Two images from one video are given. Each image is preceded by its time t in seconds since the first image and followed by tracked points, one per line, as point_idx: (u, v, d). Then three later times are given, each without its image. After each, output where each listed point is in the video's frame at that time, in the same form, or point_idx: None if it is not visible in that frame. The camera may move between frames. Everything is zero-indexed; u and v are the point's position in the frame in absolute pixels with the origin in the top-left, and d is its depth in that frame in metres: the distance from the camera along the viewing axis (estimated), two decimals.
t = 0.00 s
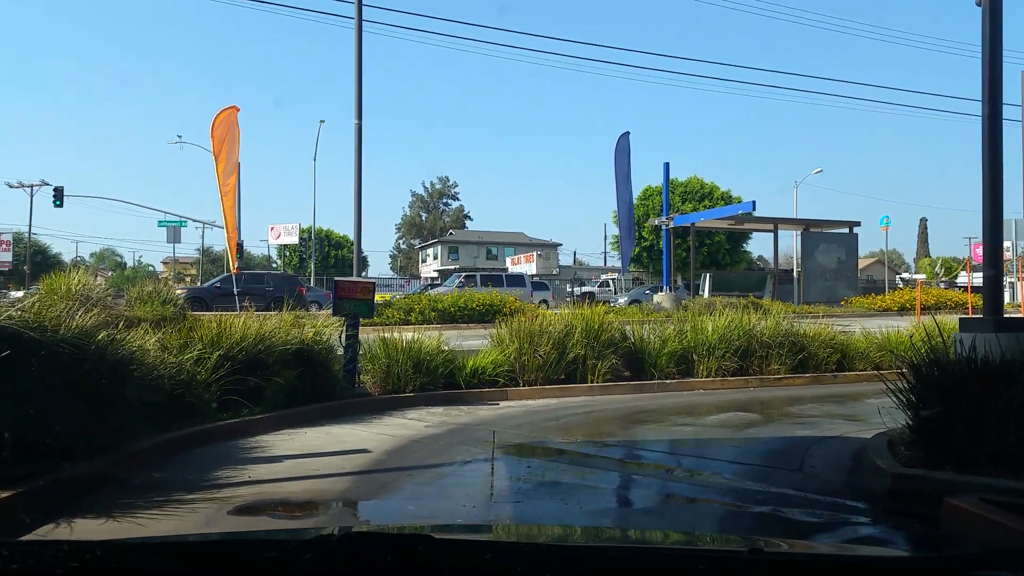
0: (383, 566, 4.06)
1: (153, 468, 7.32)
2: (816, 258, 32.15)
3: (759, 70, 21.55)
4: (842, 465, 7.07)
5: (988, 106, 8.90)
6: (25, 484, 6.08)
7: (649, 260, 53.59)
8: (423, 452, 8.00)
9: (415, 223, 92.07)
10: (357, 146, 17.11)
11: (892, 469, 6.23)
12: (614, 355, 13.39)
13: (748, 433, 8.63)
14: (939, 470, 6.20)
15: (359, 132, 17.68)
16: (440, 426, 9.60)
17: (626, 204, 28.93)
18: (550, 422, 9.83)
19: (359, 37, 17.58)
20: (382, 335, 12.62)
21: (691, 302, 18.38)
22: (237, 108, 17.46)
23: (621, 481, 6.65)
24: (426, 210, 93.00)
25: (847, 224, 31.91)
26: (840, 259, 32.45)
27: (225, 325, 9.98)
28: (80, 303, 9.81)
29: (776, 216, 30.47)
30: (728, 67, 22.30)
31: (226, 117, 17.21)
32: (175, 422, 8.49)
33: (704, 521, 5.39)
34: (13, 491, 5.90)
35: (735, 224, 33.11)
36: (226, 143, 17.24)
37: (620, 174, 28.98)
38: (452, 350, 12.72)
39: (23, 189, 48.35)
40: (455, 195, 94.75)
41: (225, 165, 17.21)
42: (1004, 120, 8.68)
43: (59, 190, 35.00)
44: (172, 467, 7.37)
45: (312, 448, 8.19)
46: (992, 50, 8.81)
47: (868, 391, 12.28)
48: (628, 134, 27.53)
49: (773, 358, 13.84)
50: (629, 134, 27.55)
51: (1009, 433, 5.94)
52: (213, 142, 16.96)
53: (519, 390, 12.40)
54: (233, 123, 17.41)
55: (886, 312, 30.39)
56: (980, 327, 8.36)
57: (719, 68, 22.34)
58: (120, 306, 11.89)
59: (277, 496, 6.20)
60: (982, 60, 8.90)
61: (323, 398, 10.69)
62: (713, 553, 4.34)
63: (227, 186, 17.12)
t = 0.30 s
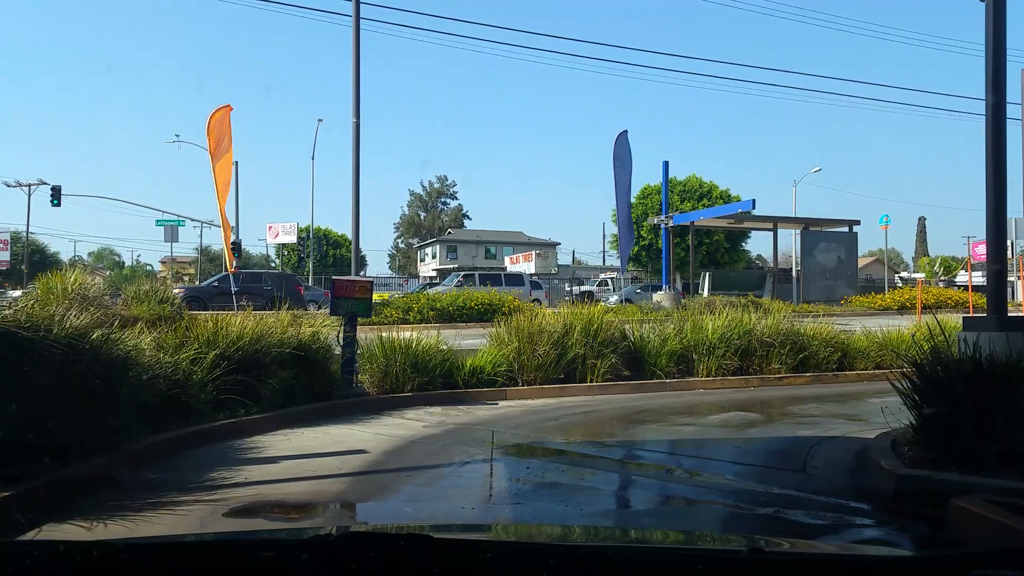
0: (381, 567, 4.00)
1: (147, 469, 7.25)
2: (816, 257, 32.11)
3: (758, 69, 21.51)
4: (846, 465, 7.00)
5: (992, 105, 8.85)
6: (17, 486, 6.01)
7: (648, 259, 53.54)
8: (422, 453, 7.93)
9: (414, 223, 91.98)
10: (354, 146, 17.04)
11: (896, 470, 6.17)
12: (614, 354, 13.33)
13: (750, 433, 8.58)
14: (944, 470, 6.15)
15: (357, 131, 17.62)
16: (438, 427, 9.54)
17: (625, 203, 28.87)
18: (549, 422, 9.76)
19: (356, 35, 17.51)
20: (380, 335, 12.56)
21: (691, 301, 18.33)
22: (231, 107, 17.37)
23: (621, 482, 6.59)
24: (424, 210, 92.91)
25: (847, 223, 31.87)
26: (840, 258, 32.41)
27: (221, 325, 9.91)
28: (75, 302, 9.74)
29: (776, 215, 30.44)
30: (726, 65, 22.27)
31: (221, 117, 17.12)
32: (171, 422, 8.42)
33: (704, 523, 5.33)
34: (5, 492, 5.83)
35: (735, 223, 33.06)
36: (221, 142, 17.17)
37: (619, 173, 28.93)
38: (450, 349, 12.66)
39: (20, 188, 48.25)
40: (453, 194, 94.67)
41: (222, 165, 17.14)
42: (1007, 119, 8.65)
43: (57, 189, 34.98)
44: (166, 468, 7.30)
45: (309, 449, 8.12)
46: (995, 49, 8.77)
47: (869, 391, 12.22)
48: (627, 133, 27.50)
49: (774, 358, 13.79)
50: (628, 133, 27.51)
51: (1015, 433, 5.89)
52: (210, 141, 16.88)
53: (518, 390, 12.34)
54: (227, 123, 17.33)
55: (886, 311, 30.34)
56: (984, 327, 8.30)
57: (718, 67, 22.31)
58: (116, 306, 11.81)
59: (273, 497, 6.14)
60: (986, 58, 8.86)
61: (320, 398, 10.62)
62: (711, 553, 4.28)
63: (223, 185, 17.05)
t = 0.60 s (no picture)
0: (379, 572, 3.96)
1: (143, 472, 7.20)
2: (818, 259, 32.05)
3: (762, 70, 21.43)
4: (850, 471, 6.93)
5: (999, 107, 8.81)
6: (13, 488, 5.97)
7: (650, 261, 53.49)
8: (421, 456, 7.88)
9: (416, 224, 91.96)
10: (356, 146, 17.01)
11: (902, 477, 6.12)
12: (616, 356, 13.27)
13: (753, 437, 8.51)
14: (950, 476, 6.10)
15: (358, 132, 17.58)
16: (438, 429, 9.47)
17: (628, 205, 28.82)
18: (550, 425, 9.70)
19: (359, 36, 17.47)
20: (381, 336, 12.51)
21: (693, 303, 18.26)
22: (236, 107, 17.35)
23: (622, 487, 6.53)
24: (426, 211, 92.92)
25: (850, 225, 31.81)
26: (842, 261, 32.34)
27: (220, 326, 9.86)
28: (74, 302, 9.71)
29: (778, 218, 30.38)
30: (730, 66, 22.20)
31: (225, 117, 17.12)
32: (168, 425, 8.37)
33: (706, 529, 5.27)
34: None
35: (737, 225, 33.02)
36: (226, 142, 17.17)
37: (622, 174, 28.88)
38: (451, 351, 12.60)
39: (22, 187, 48.29)
40: (455, 195, 94.66)
41: (226, 165, 17.12)
42: (1014, 120, 8.59)
43: (58, 188, 35.01)
44: (163, 471, 7.25)
45: (308, 452, 8.07)
46: (1002, 50, 8.72)
47: (873, 395, 12.15)
48: (629, 134, 27.45)
49: (776, 361, 13.73)
50: (630, 134, 27.46)
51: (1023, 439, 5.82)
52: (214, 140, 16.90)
53: (519, 392, 12.28)
54: (232, 123, 17.31)
55: (889, 314, 30.27)
56: (991, 330, 8.24)
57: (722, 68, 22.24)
58: (116, 306, 11.77)
59: (270, 501, 6.08)
60: (993, 60, 8.81)
61: (319, 400, 10.56)
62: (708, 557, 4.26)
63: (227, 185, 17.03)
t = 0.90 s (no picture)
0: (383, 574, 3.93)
1: (141, 476, 7.15)
2: (820, 261, 32.01)
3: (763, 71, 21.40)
4: (855, 474, 6.88)
5: (1004, 108, 8.77)
6: (10, 493, 5.93)
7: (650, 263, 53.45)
8: (422, 459, 7.83)
9: (416, 226, 91.96)
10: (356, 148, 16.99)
11: (908, 480, 6.08)
12: (618, 359, 13.22)
13: (756, 440, 8.46)
14: (956, 480, 6.06)
15: (359, 134, 17.56)
16: (439, 433, 9.43)
17: (629, 206, 28.79)
18: (552, 428, 9.66)
19: (359, 37, 17.45)
20: (381, 339, 12.47)
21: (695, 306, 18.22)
22: (237, 107, 17.32)
23: (625, 491, 6.49)
24: (426, 213, 92.93)
25: (851, 227, 31.77)
26: (844, 263, 32.30)
27: (220, 329, 9.82)
28: (73, 306, 9.67)
29: (780, 220, 30.35)
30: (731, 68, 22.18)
31: (227, 118, 17.09)
32: (167, 429, 8.33)
33: (710, 533, 5.23)
34: None
35: (738, 227, 32.98)
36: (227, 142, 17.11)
37: (623, 176, 28.85)
38: (452, 354, 12.55)
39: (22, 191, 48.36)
40: (456, 198, 94.65)
41: (227, 167, 17.09)
42: (1018, 121, 8.56)
43: (59, 192, 35.07)
44: (161, 475, 7.20)
45: (308, 455, 8.02)
46: (1006, 51, 8.69)
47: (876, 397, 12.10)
48: (630, 136, 27.43)
49: (779, 363, 13.69)
50: (631, 137, 27.44)
51: None
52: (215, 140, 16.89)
53: (520, 395, 12.24)
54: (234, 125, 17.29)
55: (891, 316, 30.22)
56: (995, 332, 8.20)
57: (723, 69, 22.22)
58: (116, 309, 11.73)
59: (270, 506, 6.04)
60: (999, 61, 8.75)
61: (319, 403, 10.51)
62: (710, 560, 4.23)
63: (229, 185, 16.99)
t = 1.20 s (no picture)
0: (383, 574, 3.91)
1: (138, 478, 7.11)
2: (821, 260, 31.96)
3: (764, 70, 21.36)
4: (859, 474, 6.84)
5: (1008, 106, 8.72)
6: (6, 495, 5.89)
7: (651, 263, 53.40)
8: (422, 461, 7.79)
9: (416, 227, 91.90)
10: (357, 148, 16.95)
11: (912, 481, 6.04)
12: (619, 359, 13.18)
13: (758, 440, 8.41)
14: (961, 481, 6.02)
15: (358, 134, 17.53)
16: (440, 434, 9.38)
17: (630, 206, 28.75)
18: (553, 429, 9.62)
19: (359, 37, 17.41)
20: (381, 340, 12.42)
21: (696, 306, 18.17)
22: (235, 109, 17.31)
23: (626, 492, 6.45)
24: (427, 214, 92.89)
25: (852, 226, 31.72)
26: (846, 262, 32.26)
27: (218, 330, 9.78)
28: (71, 306, 9.64)
29: (781, 220, 30.30)
30: (732, 67, 22.15)
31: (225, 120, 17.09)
32: (165, 430, 8.29)
33: (712, 534, 5.19)
34: None
35: (739, 226, 32.94)
36: (225, 144, 17.07)
37: (623, 176, 28.81)
38: (453, 354, 12.51)
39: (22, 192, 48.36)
40: (456, 198, 94.61)
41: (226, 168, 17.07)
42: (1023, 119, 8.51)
43: (59, 193, 35.10)
44: (158, 477, 7.16)
45: (307, 457, 7.98)
46: (1011, 49, 8.64)
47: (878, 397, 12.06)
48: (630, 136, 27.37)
49: (781, 363, 13.65)
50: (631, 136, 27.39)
51: None
52: (214, 142, 16.85)
53: (521, 395, 12.19)
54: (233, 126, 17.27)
55: (892, 315, 30.17)
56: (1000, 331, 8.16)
57: (724, 68, 22.17)
58: (114, 310, 11.68)
59: (269, 508, 6.00)
60: (1003, 59, 8.71)
61: (319, 404, 10.47)
62: (709, 558, 4.21)
63: (228, 189, 16.96)
